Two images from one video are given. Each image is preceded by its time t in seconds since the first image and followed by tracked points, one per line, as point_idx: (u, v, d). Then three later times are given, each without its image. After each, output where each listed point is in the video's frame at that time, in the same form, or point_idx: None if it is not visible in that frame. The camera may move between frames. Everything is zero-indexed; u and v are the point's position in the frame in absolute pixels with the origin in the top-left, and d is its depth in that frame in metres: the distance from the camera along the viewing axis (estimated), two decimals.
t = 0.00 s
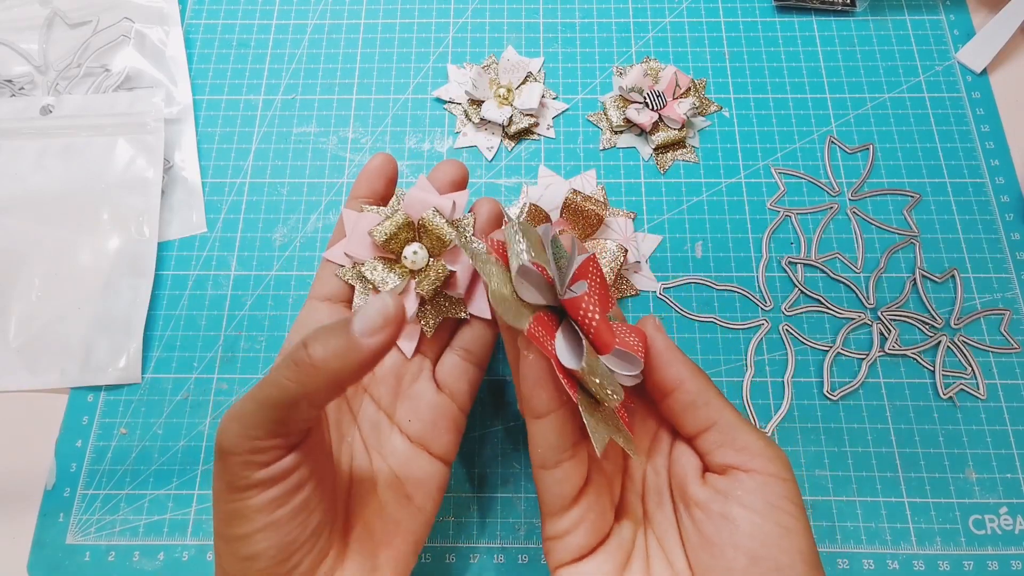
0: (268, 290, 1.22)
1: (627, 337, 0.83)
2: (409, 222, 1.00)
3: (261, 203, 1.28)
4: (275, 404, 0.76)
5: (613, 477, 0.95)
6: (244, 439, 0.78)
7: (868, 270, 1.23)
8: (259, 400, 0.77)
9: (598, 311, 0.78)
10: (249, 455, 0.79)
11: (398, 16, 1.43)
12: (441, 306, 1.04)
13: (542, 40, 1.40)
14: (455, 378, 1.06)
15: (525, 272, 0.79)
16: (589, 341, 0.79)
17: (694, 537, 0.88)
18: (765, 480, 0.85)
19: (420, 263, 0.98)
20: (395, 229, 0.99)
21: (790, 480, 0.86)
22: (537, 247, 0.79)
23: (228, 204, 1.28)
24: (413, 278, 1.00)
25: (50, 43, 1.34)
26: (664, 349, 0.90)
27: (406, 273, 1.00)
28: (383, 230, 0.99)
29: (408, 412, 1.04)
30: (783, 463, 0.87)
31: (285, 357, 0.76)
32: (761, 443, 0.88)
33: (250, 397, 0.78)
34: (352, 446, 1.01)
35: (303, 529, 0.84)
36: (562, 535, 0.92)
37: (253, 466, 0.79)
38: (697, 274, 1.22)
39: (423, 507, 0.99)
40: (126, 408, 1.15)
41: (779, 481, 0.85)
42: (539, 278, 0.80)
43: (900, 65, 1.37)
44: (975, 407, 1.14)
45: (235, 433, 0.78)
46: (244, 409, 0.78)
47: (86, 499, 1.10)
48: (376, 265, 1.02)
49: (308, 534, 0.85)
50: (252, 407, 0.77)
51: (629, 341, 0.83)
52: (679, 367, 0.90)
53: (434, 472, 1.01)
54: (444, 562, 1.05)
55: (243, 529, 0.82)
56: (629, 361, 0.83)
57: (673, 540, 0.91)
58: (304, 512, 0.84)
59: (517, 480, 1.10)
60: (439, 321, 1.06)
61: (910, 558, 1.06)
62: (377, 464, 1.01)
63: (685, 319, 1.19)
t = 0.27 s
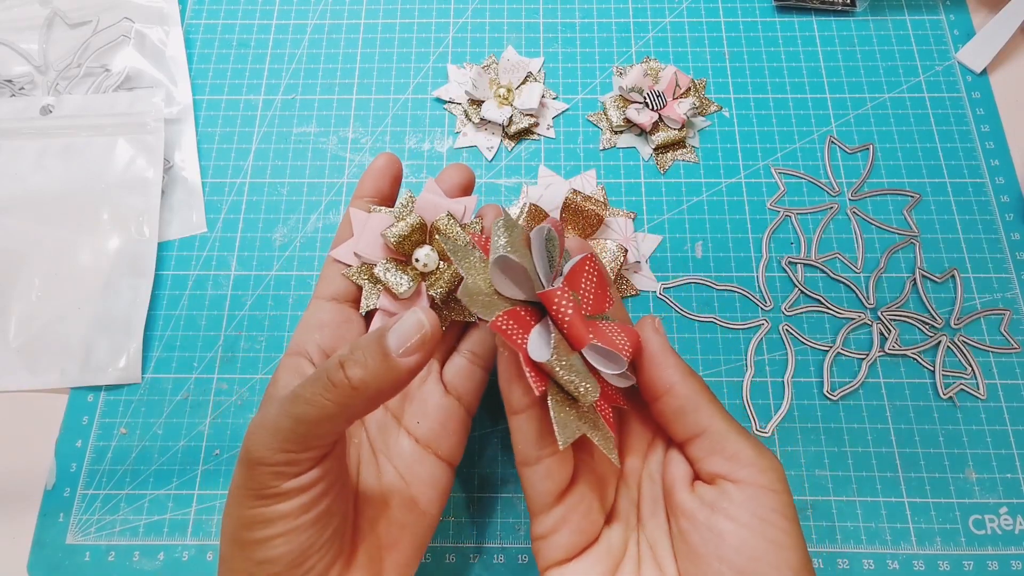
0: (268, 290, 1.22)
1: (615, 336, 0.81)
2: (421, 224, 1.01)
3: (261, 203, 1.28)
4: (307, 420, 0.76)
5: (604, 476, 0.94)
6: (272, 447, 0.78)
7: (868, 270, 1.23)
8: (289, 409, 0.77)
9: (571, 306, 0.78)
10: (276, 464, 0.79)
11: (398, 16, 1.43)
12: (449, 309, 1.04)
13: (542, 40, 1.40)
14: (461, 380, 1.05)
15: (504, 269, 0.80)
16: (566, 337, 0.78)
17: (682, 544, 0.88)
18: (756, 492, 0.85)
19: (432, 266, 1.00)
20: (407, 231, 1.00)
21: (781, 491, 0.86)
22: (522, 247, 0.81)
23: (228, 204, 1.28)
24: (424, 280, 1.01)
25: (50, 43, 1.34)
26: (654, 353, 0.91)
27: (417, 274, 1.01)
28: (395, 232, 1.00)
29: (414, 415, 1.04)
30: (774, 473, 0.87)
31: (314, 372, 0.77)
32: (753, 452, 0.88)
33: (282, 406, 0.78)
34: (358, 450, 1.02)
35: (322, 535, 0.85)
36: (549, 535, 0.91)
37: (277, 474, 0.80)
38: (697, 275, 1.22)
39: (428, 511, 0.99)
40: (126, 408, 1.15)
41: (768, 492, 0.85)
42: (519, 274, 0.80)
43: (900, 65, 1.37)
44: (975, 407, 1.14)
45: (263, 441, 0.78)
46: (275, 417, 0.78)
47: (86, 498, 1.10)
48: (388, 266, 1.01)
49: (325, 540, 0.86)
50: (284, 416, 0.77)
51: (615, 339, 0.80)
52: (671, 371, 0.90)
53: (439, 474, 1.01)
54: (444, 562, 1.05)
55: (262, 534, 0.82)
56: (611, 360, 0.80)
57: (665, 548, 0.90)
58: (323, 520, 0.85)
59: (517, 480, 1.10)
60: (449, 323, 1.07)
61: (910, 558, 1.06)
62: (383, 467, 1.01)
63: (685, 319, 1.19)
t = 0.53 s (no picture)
0: (268, 290, 1.22)
1: (599, 340, 0.79)
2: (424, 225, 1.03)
3: (261, 203, 1.28)
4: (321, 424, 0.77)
5: (595, 478, 0.93)
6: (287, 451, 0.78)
7: (868, 270, 1.23)
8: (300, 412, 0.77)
9: (543, 310, 0.76)
10: (287, 468, 0.78)
11: (398, 16, 1.43)
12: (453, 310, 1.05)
13: (542, 40, 1.40)
14: (462, 381, 1.04)
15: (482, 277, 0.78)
16: (541, 343, 0.77)
17: (671, 549, 0.86)
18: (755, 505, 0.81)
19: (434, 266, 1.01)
20: (410, 232, 1.02)
21: (782, 507, 0.82)
22: (501, 252, 0.78)
23: (228, 204, 1.28)
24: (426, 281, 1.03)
25: (50, 43, 1.34)
26: (665, 350, 0.87)
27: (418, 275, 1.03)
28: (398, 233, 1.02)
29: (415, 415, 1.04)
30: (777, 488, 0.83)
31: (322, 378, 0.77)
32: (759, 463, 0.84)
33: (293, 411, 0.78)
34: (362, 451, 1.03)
35: (331, 536, 0.84)
36: (532, 538, 0.92)
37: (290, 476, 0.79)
38: (697, 275, 1.22)
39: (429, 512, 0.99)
40: (126, 408, 1.15)
41: (767, 506, 0.81)
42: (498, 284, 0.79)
43: (900, 65, 1.37)
44: (975, 407, 1.14)
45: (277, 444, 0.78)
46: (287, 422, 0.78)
47: (86, 498, 1.10)
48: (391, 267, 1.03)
49: (334, 541, 0.84)
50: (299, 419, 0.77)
51: (600, 343, 0.78)
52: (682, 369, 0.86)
53: (440, 475, 1.01)
54: (444, 562, 1.06)
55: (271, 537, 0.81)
56: (596, 366, 0.80)
57: (655, 551, 0.88)
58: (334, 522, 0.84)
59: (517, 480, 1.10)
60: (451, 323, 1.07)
61: (910, 558, 1.06)
62: (385, 468, 1.01)
63: (684, 319, 1.19)
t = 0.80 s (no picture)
0: (268, 290, 1.22)
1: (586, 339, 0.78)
2: (425, 224, 1.04)
3: (261, 203, 1.28)
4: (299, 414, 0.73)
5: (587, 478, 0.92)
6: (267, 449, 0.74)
7: (868, 270, 1.23)
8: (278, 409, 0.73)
9: (527, 306, 0.77)
10: (270, 467, 0.75)
11: (398, 16, 1.43)
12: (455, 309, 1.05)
13: (542, 40, 1.40)
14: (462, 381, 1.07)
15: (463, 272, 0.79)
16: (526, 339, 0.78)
17: (671, 554, 0.85)
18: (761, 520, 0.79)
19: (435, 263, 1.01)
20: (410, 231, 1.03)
21: (787, 520, 0.80)
22: (491, 247, 0.81)
23: (228, 204, 1.28)
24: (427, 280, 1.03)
25: (50, 43, 1.34)
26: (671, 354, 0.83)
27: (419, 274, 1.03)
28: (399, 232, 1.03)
29: (417, 416, 1.05)
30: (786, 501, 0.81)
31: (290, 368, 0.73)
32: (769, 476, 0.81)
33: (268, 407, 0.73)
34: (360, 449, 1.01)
35: (322, 535, 0.83)
36: (526, 536, 0.93)
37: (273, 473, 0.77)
38: (697, 274, 1.22)
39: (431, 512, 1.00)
40: (126, 408, 1.15)
41: (771, 519, 0.79)
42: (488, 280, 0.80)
43: (900, 65, 1.37)
44: (975, 407, 1.14)
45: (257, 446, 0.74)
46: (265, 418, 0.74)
47: (86, 499, 1.10)
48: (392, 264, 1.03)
49: (324, 543, 0.84)
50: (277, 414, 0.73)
51: (589, 345, 0.77)
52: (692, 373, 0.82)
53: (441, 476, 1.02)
54: (445, 562, 1.06)
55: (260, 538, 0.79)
56: (585, 365, 0.79)
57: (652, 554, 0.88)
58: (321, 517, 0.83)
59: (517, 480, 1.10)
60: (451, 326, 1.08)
61: (910, 558, 1.06)
62: (385, 468, 1.01)
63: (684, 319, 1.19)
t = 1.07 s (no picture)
0: (268, 290, 1.22)
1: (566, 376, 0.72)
2: (402, 210, 0.93)
3: (261, 203, 1.28)
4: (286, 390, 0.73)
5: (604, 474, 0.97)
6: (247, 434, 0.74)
7: (868, 270, 1.23)
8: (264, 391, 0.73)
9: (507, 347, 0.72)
10: (257, 463, 0.76)
11: (398, 16, 1.43)
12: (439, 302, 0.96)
13: (542, 41, 1.40)
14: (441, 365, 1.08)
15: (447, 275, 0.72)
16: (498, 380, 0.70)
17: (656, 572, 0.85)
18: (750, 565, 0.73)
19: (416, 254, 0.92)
20: (386, 217, 0.92)
21: None
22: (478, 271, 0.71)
23: (229, 204, 1.28)
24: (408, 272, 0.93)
25: (50, 43, 1.34)
26: (619, 396, 0.71)
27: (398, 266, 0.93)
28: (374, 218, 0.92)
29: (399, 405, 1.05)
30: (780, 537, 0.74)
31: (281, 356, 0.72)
32: (752, 515, 0.74)
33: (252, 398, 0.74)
34: (343, 437, 1.00)
35: (318, 529, 0.83)
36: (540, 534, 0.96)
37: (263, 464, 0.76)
38: (697, 274, 1.22)
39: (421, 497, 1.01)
40: (126, 408, 1.15)
41: None
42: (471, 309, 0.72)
43: (899, 65, 1.37)
44: (975, 407, 1.14)
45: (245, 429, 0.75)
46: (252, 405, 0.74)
47: (86, 498, 1.10)
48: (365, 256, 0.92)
49: (320, 539, 0.84)
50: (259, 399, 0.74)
51: (569, 389, 0.71)
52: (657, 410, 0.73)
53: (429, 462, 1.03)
54: (444, 562, 1.06)
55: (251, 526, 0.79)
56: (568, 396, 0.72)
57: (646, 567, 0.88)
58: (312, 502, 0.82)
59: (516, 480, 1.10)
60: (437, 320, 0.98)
61: (910, 558, 1.06)
62: (370, 455, 1.01)
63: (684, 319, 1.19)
